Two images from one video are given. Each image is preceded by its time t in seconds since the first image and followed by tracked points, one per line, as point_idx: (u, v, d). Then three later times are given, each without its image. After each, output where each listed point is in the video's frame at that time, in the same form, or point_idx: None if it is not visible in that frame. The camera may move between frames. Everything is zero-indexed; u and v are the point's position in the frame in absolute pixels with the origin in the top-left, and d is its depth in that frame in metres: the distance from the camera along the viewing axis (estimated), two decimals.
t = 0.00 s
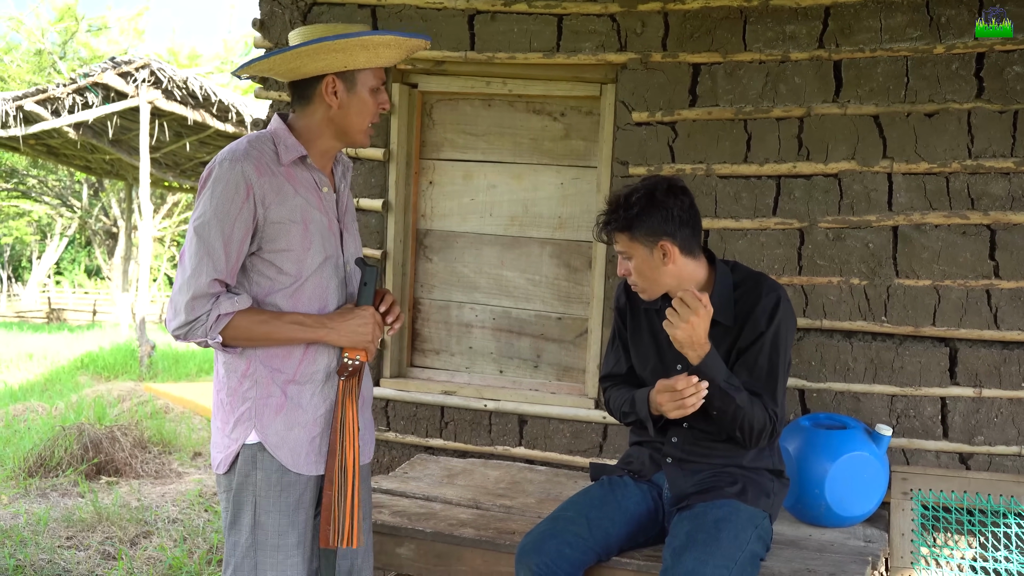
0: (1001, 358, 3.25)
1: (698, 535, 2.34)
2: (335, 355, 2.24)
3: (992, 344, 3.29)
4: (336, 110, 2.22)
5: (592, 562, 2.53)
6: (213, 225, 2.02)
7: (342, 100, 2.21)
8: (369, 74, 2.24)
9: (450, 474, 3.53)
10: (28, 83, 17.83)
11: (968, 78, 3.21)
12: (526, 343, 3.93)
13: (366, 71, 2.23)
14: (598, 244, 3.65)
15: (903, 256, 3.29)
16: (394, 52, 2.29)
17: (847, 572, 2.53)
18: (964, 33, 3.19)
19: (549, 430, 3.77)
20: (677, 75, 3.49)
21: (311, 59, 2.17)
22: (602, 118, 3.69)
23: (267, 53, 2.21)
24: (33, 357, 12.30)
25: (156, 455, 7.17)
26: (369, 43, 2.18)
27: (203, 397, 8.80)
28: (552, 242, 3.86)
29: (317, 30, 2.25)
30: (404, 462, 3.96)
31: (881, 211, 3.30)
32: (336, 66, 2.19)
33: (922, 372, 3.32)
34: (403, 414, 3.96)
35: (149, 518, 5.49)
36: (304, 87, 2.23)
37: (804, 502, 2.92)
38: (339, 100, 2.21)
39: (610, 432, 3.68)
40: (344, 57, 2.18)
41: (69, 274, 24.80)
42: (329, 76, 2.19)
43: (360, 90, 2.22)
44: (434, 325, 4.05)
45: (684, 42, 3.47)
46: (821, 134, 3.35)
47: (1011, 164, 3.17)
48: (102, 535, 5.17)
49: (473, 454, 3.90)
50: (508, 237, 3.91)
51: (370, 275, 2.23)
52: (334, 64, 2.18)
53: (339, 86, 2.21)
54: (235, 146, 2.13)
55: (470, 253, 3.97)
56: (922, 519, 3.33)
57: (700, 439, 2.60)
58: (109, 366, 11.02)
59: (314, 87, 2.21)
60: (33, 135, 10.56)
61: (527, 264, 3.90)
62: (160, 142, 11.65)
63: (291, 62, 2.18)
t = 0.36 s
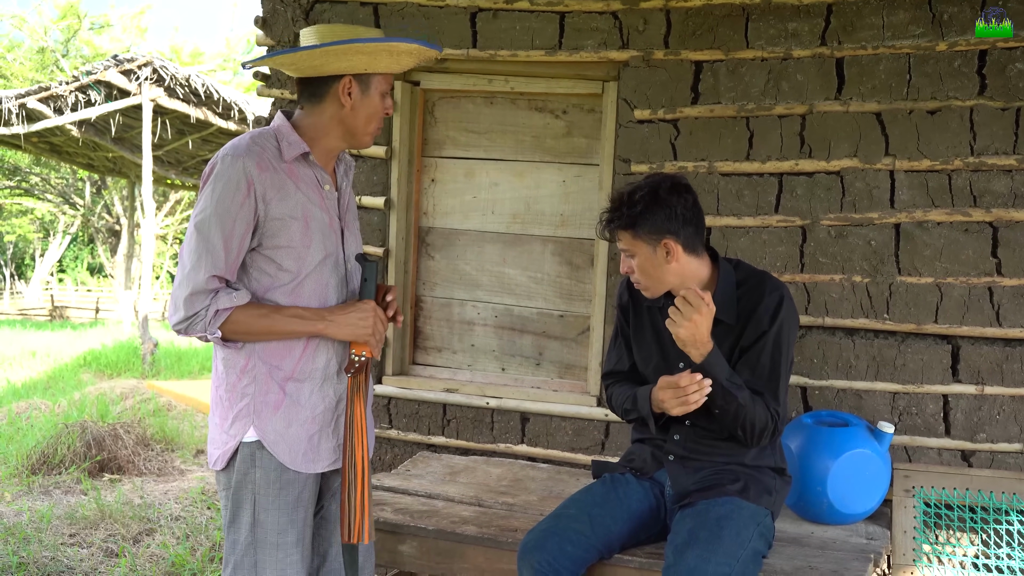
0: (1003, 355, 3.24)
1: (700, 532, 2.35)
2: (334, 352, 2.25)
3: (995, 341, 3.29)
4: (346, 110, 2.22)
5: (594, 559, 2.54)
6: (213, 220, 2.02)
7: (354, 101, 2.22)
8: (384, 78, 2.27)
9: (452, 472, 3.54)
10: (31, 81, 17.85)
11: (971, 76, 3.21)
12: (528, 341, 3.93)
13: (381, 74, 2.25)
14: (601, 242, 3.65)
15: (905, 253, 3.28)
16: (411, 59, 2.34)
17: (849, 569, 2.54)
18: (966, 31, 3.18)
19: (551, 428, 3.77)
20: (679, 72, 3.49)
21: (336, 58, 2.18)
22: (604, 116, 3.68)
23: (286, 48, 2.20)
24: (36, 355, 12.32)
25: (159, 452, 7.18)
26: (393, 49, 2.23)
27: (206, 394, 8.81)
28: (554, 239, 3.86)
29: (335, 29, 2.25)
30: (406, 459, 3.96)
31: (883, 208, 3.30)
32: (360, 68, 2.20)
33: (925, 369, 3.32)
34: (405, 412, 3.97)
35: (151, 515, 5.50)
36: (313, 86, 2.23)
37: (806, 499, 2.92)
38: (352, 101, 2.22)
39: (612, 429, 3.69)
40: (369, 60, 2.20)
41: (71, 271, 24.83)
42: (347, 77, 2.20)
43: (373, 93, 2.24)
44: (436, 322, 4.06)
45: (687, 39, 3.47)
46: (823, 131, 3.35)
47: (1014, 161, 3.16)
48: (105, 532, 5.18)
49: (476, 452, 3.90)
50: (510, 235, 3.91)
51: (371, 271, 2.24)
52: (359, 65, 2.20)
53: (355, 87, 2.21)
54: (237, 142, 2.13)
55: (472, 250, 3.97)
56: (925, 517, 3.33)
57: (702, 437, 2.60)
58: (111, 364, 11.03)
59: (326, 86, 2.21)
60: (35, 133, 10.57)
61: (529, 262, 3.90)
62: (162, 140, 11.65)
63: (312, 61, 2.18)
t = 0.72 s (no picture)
0: (1003, 355, 3.24)
1: (700, 533, 2.35)
2: (338, 352, 2.25)
3: (995, 341, 3.29)
4: (347, 109, 2.22)
5: (594, 559, 2.54)
6: (217, 219, 2.02)
7: (355, 100, 2.22)
8: (384, 78, 2.27)
9: (452, 472, 3.54)
10: (31, 80, 17.84)
11: (971, 76, 3.21)
12: (529, 341, 3.93)
13: (382, 73, 2.26)
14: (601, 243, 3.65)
15: (905, 253, 3.28)
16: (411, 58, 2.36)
17: (849, 570, 2.54)
18: (966, 31, 3.18)
19: (551, 428, 3.77)
20: (679, 73, 3.49)
21: (339, 57, 2.17)
22: (604, 116, 3.68)
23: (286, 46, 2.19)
24: (36, 355, 12.33)
25: (159, 453, 7.18)
26: (396, 48, 2.23)
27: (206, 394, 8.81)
28: (554, 239, 3.86)
29: (337, 28, 2.24)
30: (406, 460, 3.96)
31: (883, 209, 3.30)
32: (362, 66, 2.20)
33: (925, 369, 3.32)
34: (405, 412, 3.97)
35: (151, 515, 5.50)
36: (314, 85, 2.22)
37: (806, 500, 2.93)
38: (354, 100, 2.22)
39: (612, 430, 3.69)
40: (371, 58, 2.20)
41: (71, 271, 24.85)
42: (348, 76, 2.20)
43: (373, 92, 2.23)
44: (436, 323, 4.06)
45: (687, 39, 3.47)
46: (824, 132, 3.35)
47: (1014, 162, 3.16)
48: (105, 532, 5.18)
49: (476, 452, 3.91)
50: (510, 235, 3.91)
51: (370, 274, 2.23)
52: (360, 64, 2.20)
53: (356, 86, 2.21)
54: (240, 141, 2.13)
55: (472, 250, 3.97)
56: (925, 517, 3.33)
57: (702, 437, 2.60)
58: (112, 364, 11.04)
59: (328, 84, 2.21)
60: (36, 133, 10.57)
61: (529, 262, 3.90)
62: (163, 140, 11.66)
63: (315, 58, 2.17)
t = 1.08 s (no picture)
0: (1003, 359, 3.24)
1: (699, 537, 2.34)
2: (336, 356, 2.24)
3: (995, 345, 3.29)
4: (343, 111, 2.22)
5: (594, 563, 2.53)
6: (213, 222, 2.02)
7: (350, 101, 2.22)
8: (379, 77, 2.27)
9: (451, 476, 3.53)
10: (31, 84, 17.83)
11: (971, 80, 3.21)
12: (528, 345, 3.93)
13: (375, 73, 2.25)
14: (600, 246, 3.65)
15: (905, 257, 3.28)
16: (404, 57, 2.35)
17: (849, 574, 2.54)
18: (965, 35, 3.19)
19: (550, 432, 3.77)
20: (678, 76, 3.49)
21: (330, 57, 2.18)
22: (604, 120, 3.68)
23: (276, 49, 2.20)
24: (36, 359, 12.32)
25: (159, 456, 7.17)
26: (387, 45, 2.21)
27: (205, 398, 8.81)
28: (554, 243, 3.86)
29: (328, 30, 2.25)
30: (405, 464, 3.96)
31: (883, 213, 3.30)
32: (354, 66, 2.20)
33: (924, 373, 3.32)
34: (405, 416, 3.96)
35: (151, 519, 5.50)
36: (308, 87, 2.23)
37: (806, 503, 2.92)
38: (348, 101, 2.22)
39: (612, 434, 3.68)
40: (363, 57, 2.19)
41: (71, 274, 24.84)
42: (342, 76, 2.20)
43: (367, 93, 2.23)
44: (435, 326, 4.05)
45: (686, 43, 3.48)
46: (823, 136, 3.35)
47: (1013, 166, 3.16)
48: (104, 536, 5.17)
49: (475, 456, 3.90)
50: (509, 239, 3.91)
51: (367, 279, 2.24)
52: (351, 63, 2.19)
53: (350, 87, 2.21)
54: (237, 145, 2.13)
55: (472, 254, 3.97)
56: (924, 520, 3.32)
57: (699, 440, 2.58)
58: (111, 368, 11.03)
59: (323, 86, 2.21)
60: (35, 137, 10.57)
61: (529, 266, 3.90)
62: (163, 144, 11.66)
63: (306, 60, 2.18)
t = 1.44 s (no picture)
0: (1003, 362, 3.24)
1: (699, 540, 2.34)
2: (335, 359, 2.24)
3: (995, 347, 3.29)
4: (348, 114, 2.22)
5: (595, 565, 2.53)
6: (214, 222, 2.02)
7: (355, 105, 2.22)
8: (383, 79, 2.28)
9: (451, 478, 3.54)
10: (31, 87, 17.83)
11: (970, 82, 3.21)
12: (528, 347, 3.93)
13: (379, 77, 2.25)
14: (600, 248, 3.65)
15: (905, 259, 3.29)
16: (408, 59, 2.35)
17: None
18: (966, 37, 3.19)
19: (550, 434, 3.77)
20: (678, 79, 3.49)
21: (333, 62, 2.17)
22: (604, 123, 3.69)
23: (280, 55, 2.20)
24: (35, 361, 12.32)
25: (159, 458, 7.17)
26: (391, 48, 2.22)
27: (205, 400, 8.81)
28: (554, 246, 3.86)
29: (332, 35, 2.24)
30: (405, 466, 3.95)
31: (883, 215, 3.30)
32: (360, 69, 2.19)
33: (924, 376, 3.32)
34: (405, 418, 3.96)
35: (151, 521, 5.50)
36: (313, 92, 2.23)
37: (806, 506, 2.93)
38: (353, 105, 2.22)
39: (612, 436, 3.67)
40: (368, 61, 2.19)
41: (71, 276, 24.85)
42: (347, 80, 2.20)
43: (372, 96, 2.24)
44: (436, 328, 4.06)
45: (686, 46, 3.48)
46: (823, 138, 3.35)
47: (1013, 168, 3.16)
48: (104, 538, 5.17)
49: (475, 458, 3.90)
50: (510, 241, 3.92)
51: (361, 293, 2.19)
52: (355, 68, 2.19)
53: (355, 91, 2.21)
54: (240, 145, 2.13)
55: (472, 256, 3.98)
56: (925, 523, 3.31)
57: (700, 441, 2.58)
58: (111, 370, 11.03)
59: (327, 90, 2.21)
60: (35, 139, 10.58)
61: (529, 268, 3.90)
62: (163, 146, 11.67)
63: (312, 66, 2.17)
